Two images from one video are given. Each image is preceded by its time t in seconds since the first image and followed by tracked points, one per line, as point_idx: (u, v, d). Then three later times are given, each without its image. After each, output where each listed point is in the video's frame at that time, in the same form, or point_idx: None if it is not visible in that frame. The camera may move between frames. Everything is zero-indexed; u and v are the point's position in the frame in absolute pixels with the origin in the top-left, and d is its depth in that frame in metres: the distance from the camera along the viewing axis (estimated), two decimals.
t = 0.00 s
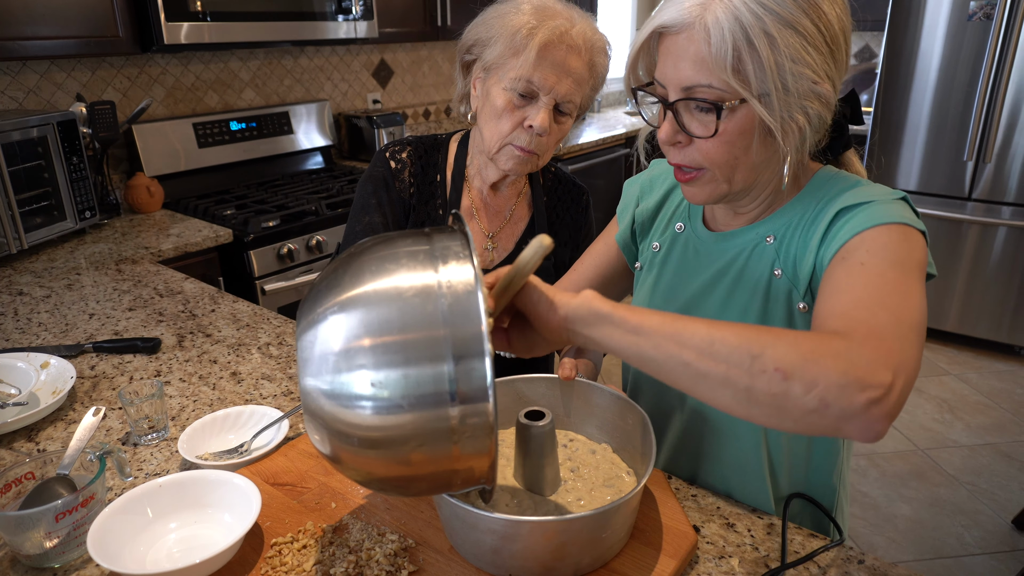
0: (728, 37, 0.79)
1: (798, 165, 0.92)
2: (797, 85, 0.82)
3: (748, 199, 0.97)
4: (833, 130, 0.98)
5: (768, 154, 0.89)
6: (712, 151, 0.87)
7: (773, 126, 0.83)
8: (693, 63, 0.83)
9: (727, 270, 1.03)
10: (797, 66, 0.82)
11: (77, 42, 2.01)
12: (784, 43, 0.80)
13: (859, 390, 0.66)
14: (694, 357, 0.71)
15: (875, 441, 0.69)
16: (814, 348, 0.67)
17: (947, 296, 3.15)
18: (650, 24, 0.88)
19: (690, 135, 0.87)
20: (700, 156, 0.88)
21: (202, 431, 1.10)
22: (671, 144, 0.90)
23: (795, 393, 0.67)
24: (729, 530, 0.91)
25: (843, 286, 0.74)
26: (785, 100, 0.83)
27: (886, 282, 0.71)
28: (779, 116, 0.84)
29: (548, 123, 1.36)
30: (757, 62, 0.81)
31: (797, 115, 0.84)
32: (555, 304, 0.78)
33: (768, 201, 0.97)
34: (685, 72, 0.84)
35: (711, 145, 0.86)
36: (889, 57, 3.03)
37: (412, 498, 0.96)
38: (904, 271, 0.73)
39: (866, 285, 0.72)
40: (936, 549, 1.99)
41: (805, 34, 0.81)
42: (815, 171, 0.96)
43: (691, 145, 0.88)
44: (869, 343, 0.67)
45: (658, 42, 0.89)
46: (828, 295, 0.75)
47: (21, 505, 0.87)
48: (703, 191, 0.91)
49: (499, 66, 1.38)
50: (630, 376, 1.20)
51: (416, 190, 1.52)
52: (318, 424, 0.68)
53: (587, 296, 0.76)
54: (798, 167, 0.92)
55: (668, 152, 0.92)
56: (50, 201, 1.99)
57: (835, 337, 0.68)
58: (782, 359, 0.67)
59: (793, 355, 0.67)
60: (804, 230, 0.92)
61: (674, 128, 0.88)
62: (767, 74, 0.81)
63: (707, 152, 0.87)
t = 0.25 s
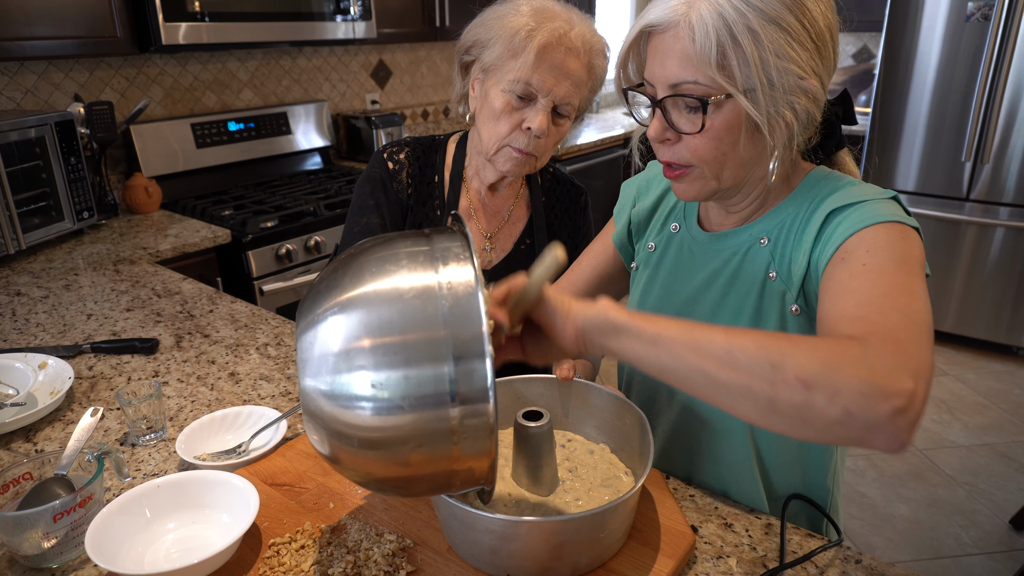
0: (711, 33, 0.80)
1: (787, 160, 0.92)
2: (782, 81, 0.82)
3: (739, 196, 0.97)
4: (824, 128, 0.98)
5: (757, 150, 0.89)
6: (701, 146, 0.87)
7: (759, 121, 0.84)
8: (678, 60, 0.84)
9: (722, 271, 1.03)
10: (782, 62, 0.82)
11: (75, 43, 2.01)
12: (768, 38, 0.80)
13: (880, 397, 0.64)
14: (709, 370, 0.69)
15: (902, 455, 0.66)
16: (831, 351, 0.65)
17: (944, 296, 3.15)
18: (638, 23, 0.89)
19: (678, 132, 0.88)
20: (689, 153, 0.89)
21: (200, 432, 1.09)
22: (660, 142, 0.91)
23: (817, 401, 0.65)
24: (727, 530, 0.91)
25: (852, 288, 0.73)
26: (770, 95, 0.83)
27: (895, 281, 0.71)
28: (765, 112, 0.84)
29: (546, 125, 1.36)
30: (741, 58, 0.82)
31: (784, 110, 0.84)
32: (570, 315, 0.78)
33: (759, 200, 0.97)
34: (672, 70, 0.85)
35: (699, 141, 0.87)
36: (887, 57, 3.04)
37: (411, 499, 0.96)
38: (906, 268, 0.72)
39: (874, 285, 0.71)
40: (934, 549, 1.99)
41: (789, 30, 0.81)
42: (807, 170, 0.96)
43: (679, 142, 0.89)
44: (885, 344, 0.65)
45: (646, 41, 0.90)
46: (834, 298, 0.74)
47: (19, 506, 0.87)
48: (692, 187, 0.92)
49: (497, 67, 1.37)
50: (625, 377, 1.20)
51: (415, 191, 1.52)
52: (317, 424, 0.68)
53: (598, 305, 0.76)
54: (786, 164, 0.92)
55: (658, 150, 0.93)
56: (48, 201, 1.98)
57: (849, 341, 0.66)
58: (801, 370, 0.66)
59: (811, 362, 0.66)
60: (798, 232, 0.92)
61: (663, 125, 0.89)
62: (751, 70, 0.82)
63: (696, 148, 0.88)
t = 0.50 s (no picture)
0: (693, 28, 0.81)
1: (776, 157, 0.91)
2: (766, 75, 0.83)
3: (728, 194, 0.96)
4: (812, 125, 0.97)
5: (744, 146, 0.89)
6: (687, 143, 0.87)
7: (744, 115, 0.83)
8: (662, 57, 0.85)
9: (715, 275, 1.03)
10: (765, 56, 0.82)
11: (71, 42, 2.01)
12: (749, 32, 0.80)
13: (894, 506, 0.70)
14: (737, 485, 0.69)
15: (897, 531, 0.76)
16: (863, 475, 0.68)
17: (941, 295, 3.16)
18: (622, 23, 0.90)
19: (664, 129, 0.88)
20: (675, 150, 0.88)
21: (196, 432, 1.09)
22: (647, 140, 0.90)
23: (845, 519, 0.70)
24: (724, 530, 0.92)
25: (864, 367, 0.72)
26: (755, 89, 0.83)
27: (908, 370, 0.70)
28: (751, 106, 0.84)
29: (544, 126, 1.36)
30: (724, 53, 0.82)
31: (770, 104, 0.84)
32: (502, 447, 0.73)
33: (748, 198, 0.96)
34: (656, 67, 0.85)
35: (685, 138, 0.87)
36: (883, 57, 3.04)
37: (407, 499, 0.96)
38: (911, 336, 0.72)
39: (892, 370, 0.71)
40: (930, 548, 1.99)
41: (772, 24, 0.81)
42: (799, 172, 0.96)
43: (666, 140, 0.89)
44: (905, 456, 0.69)
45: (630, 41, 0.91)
46: (845, 376, 0.74)
47: (15, 507, 0.87)
48: (679, 184, 0.92)
49: (496, 68, 1.37)
50: (618, 379, 1.20)
51: (412, 190, 1.52)
52: (304, 426, 0.68)
53: (577, 489, 0.66)
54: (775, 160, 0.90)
55: (645, 148, 0.92)
56: (44, 202, 1.98)
57: (868, 446, 0.69)
58: (833, 504, 0.69)
59: (841, 493, 0.69)
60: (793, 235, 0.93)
61: (649, 123, 0.89)
62: (735, 64, 0.82)
63: (681, 145, 0.87)
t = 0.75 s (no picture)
0: (688, 37, 0.80)
1: (773, 162, 0.92)
2: (762, 81, 0.82)
3: (724, 199, 0.96)
4: (807, 124, 0.98)
5: (742, 152, 0.89)
6: (683, 152, 0.87)
7: (741, 123, 0.84)
8: (656, 66, 0.84)
9: (710, 277, 1.03)
10: (760, 63, 0.82)
11: (69, 42, 2.00)
12: (744, 39, 0.80)
13: (875, 508, 0.71)
14: (715, 489, 0.70)
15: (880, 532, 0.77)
16: (843, 478, 0.69)
17: (938, 295, 3.16)
18: (612, 32, 0.88)
19: (661, 139, 0.87)
20: (672, 159, 0.88)
21: (193, 432, 1.09)
22: (642, 149, 0.90)
23: (824, 521, 0.71)
24: (723, 530, 0.91)
25: (845, 367, 0.74)
26: (751, 97, 0.83)
27: (892, 370, 0.72)
28: (747, 114, 0.84)
29: (544, 127, 1.36)
30: (720, 60, 0.82)
31: (766, 111, 0.84)
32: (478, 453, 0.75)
33: (745, 203, 0.96)
34: (651, 76, 0.85)
35: (682, 147, 0.87)
36: (882, 57, 3.04)
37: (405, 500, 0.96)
38: (898, 337, 0.73)
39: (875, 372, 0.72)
40: (928, 548, 1.99)
41: (766, 30, 0.81)
42: (793, 172, 0.96)
43: (663, 149, 0.88)
44: (886, 457, 0.70)
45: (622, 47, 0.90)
46: (828, 380, 0.75)
47: (11, 509, 0.87)
48: (677, 193, 0.92)
49: (495, 69, 1.37)
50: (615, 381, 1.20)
51: (410, 190, 1.51)
52: (297, 431, 0.67)
53: (539, 505, 0.69)
54: (772, 163, 0.91)
55: (641, 158, 0.92)
56: (41, 202, 1.97)
57: (849, 450, 0.70)
58: (812, 506, 0.70)
59: (821, 496, 0.70)
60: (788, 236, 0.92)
61: (644, 132, 0.88)
62: (731, 72, 0.82)
63: (678, 154, 0.87)
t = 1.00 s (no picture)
0: (680, 42, 0.80)
1: (766, 164, 0.91)
2: (756, 84, 0.82)
3: (719, 203, 0.96)
4: (801, 125, 0.97)
5: (736, 156, 0.88)
6: (678, 157, 0.86)
7: (735, 127, 0.83)
8: (649, 72, 0.83)
9: (707, 283, 1.02)
10: (754, 65, 0.81)
11: (66, 42, 2.00)
12: (736, 42, 0.80)
13: (894, 522, 0.67)
14: (725, 520, 0.66)
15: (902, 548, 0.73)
16: (857, 492, 0.66)
17: (937, 295, 3.17)
18: (603, 37, 0.88)
19: (654, 144, 0.87)
20: (667, 165, 0.88)
21: (191, 433, 1.08)
22: (636, 155, 0.89)
23: (842, 541, 0.67)
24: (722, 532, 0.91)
25: (850, 375, 0.72)
26: (745, 100, 0.83)
27: (897, 374, 0.70)
28: (741, 117, 0.84)
29: (543, 128, 1.36)
30: (712, 64, 0.81)
31: (761, 114, 0.84)
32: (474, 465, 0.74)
33: (741, 206, 0.96)
34: (643, 82, 0.84)
35: (676, 152, 0.86)
36: (880, 57, 3.04)
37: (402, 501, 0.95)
38: (902, 341, 0.72)
39: (880, 378, 0.70)
40: (927, 548, 1.99)
41: (758, 32, 0.81)
42: (787, 174, 0.96)
43: (656, 155, 0.88)
44: (901, 467, 0.67)
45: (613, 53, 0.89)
46: (832, 388, 0.74)
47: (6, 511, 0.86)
48: (672, 198, 0.91)
49: (494, 69, 1.37)
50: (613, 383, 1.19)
51: (408, 190, 1.51)
52: (289, 433, 0.67)
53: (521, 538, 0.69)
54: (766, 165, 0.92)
55: (635, 164, 0.91)
56: (38, 202, 1.97)
57: (859, 460, 0.67)
58: (827, 525, 0.66)
59: (837, 514, 0.66)
60: (783, 242, 0.92)
61: (638, 138, 0.88)
62: (724, 76, 0.81)
63: (673, 159, 0.87)
